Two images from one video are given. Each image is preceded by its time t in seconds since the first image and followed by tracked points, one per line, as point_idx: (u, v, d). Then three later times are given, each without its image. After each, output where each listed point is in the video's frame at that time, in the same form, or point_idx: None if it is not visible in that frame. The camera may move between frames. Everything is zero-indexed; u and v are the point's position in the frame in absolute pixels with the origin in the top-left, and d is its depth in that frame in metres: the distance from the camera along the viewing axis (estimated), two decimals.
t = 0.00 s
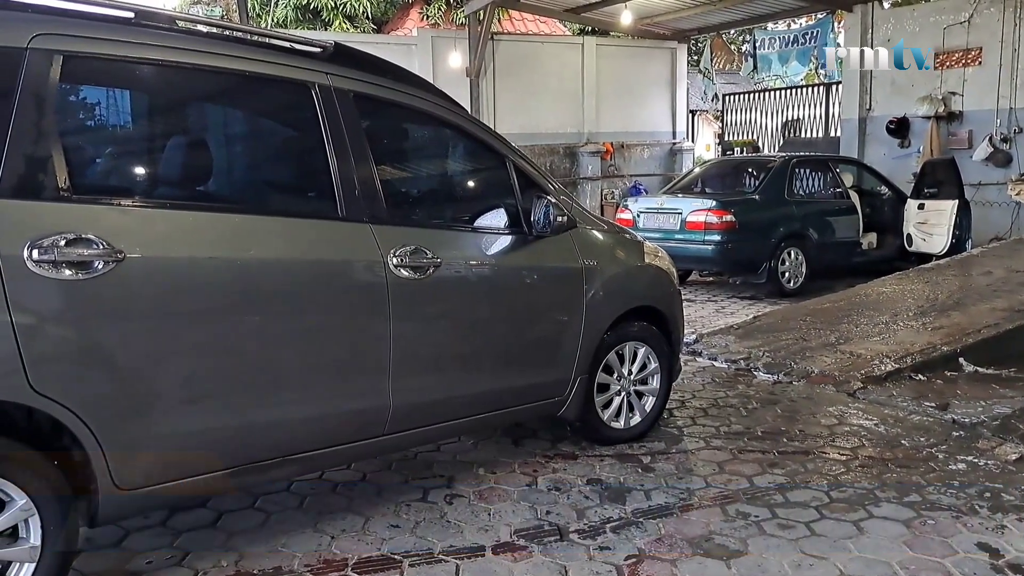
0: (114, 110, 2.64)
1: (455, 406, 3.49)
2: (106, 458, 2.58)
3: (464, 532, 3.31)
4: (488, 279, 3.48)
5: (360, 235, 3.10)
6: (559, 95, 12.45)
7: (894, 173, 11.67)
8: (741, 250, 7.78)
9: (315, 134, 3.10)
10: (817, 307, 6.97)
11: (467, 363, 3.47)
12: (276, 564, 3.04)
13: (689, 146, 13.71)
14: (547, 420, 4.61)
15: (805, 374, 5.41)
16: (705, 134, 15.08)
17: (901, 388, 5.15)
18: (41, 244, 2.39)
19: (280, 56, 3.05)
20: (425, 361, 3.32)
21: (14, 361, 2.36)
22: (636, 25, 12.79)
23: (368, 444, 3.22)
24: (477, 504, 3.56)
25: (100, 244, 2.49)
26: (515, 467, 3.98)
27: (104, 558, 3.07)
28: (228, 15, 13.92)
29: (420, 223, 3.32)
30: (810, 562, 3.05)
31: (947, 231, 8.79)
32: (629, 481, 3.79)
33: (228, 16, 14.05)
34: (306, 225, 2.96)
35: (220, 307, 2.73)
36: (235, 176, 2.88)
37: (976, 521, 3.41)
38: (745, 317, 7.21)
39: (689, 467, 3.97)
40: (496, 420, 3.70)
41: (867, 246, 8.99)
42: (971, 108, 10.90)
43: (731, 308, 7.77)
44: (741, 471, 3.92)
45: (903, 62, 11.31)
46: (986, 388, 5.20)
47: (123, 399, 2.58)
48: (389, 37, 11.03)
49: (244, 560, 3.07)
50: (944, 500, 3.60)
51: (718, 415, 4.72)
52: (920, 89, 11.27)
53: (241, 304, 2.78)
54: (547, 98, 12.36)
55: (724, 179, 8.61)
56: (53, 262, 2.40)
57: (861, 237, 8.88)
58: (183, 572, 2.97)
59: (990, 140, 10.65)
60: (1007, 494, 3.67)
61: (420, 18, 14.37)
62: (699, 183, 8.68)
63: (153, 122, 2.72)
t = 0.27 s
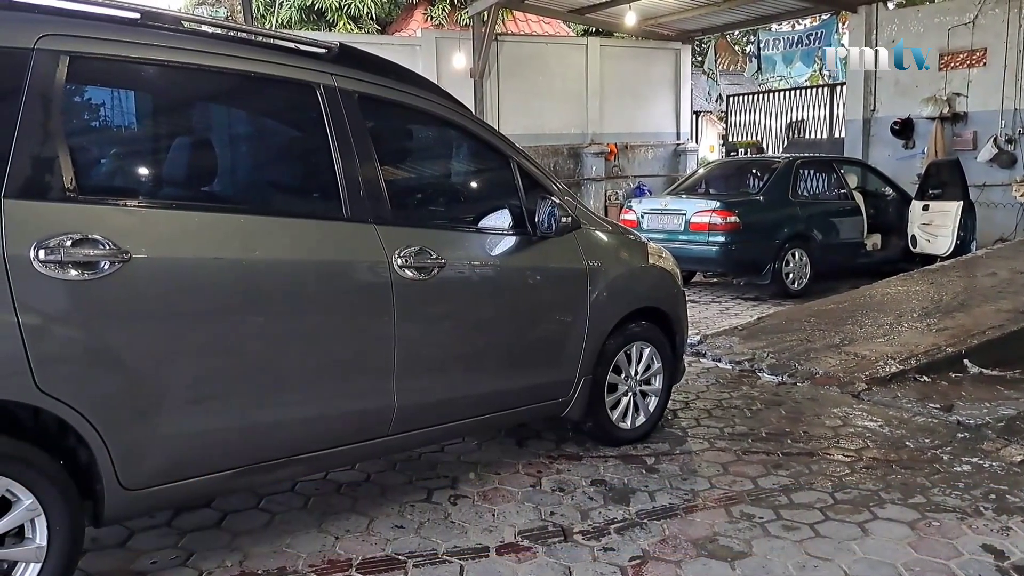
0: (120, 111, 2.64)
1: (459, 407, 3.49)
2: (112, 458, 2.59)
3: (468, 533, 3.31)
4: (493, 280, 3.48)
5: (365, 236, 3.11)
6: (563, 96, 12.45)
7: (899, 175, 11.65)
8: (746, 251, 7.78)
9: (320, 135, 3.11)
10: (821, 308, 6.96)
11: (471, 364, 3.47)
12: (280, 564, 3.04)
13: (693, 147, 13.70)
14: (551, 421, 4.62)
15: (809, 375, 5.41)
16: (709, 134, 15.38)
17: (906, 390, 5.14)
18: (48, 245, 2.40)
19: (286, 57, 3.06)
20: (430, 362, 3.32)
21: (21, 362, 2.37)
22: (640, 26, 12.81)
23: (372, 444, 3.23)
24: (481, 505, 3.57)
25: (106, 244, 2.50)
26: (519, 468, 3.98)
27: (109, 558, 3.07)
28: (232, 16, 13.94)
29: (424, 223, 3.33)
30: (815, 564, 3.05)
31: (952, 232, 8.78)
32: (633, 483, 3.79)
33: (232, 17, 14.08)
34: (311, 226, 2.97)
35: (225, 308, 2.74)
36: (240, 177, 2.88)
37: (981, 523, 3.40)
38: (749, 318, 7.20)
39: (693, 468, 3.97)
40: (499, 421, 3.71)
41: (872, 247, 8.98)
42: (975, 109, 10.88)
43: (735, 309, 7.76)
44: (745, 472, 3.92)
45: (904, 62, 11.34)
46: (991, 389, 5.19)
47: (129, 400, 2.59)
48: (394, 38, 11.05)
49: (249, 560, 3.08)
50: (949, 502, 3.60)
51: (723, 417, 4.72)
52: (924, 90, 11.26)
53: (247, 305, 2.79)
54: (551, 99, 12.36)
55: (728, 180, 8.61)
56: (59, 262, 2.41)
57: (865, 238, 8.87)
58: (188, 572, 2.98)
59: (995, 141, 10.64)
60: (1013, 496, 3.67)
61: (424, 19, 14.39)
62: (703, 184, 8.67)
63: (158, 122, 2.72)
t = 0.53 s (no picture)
0: (125, 112, 2.65)
1: (464, 408, 3.49)
2: (119, 457, 2.59)
3: (473, 534, 3.31)
4: (497, 281, 3.48)
5: (371, 237, 3.11)
6: (568, 96, 12.44)
7: (905, 176, 11.62)
8: (751, 252, 7.77)
9: (326, 136, 3.11)
10: (825, 309, 6.94)
11: (476, 365, 3.48)
12: (286, 564, 3.05)
13: (698, 148, 13.68)
14: (555, 422, 4.62)
15: (814, 376, 5.40)
16: (716, 135, 15.04)
17: (911, 392, 5.13)
18: (55, 245, 2.41)
19: (293, 58, 3.07)
20: (434, 362, 3.32)
21: (30, 361, 2.37)
22: (645, 27, 12.83)
23: (377, 445, 3.23)
24: (485, 506, 3.57)
25: (113, 244, 2.51)
26: (523, 469, 3.98)
27: (115, 557, 3.08)
28: (237, 17, 13.99)
29: (429, 224, 3.33)
30: (820, 566, 3.04)
31: (957, 234, 8.76)
32: (638, 484, 3.78)
33: (238, 18, 14.11)
34: (317, 227, 2.97)
35: (232, 308, 2.74)
36: (245, 178, 2.89)
37: (987, 525, 3.39)
38: (753, 319, 7.19)
39: (698, 469, 3.97)
40: (503, 421, 3.71)
41: (877, 248, 8.96)
42: (981, 110, 10.86)
43: (740, 311, 7.75)
44: (750, 474, 3.91)
45: (904, 62, 11.37)
46: (997, 391, 5.18)
47: (136, 399, 2.59)
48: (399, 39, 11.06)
49: (254, 560, 3.08)
50: (955, 504, 3.59)
51: (728, 418, 4.71)
52: (930, 91, 11.23)
53: (253, 305, 2.79)
54: (555, 100, 12.36)
55: (732, 182, 8.60)
56: (67, 263, 2.42)
57: (870, 240, 8.86)
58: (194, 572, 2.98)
59: (1000, 143, 10.60)
60: (1019, 498, 3.65)
61: (429, 20, 14.41)
62: (708, 185, 8.66)
63: (164, 122, 2.73)
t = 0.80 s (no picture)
0: (126, 112, 2.64)
1: (467, 408, 3.49)
2: (128, 456, 2.59)
3: (475, 534, 3.31)
4: (501, 281, 3.49)
5: (377, 237, 3.11)
6: (570, 97, 12.45)
7: (907, 177, 11.61)
8: (753, 253, 7.76)
9: (329, 137, 3.11)
10: (827, 310, 6.94)
11: (479, 365, 3.47)
12: (288, 565, 3.05)
13: (700, 149, 13.65)
14: (557, 423, 4.62)
15: (817, 378, 5.39)
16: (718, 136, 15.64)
17: (914, 393, 5.12)
18: (65, 245, 2.41)
19: (299, 59, 3.08)
20: (437, 363, 3.32)
21: (39, 360, 2.37)
22: (648, 28, 12.83)
23: (380, 445, 3.23)
24: (488, 507, 3.57)
25: (122, 244, 2.51)
26: (525, 470, 3.98)
27: (118, 557, 3.09)
28: (239, 17, 14.00)
29: (432, 225, 3.33)
30: (822, 568, 3.04)
31: (959, 235, 8.75)
32: (640, 485, 3.78)
33: (240, 19, 14.12)
34: (322, 227, 2.97)
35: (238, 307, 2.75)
36: (249, 178, 2.89)
37: (989, 527, 3.39)
38: (755, 320, 7.18)
39: (700, 471, 3.96)
40: (506, 422, 3.71)
41: (879, 249, 8.95)
42: (983, 111, 10.85)
43: (742, 312, 7.74)
44: (752, 475, 3.91)
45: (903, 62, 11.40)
46: (999, 393, 5.17)
47: (144, 398, 2.60)
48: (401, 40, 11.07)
49: (256, 560, 3.08)
50: (957, 505, 3.58)
51: (730, 419, 4.71)
52: (932, 92, 11.22)
53: (260, 304, 2.80)
54: (557, 101, 12.36)
55: (734, 182, 8.59)
56: (76, 262, 2.42)
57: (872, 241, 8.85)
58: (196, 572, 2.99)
59: (1003, 143, 10.59)
60: (1022, 500, 3.65)
61: (431, 21, 14.42)
62: (710, 185, 8.65)
63: (168, 122, 2.73)
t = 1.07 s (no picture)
0: (128, 112, 2.60)
1: (471, 408, 3.48)
2: (147, 453, 2.59)
3: (476, 535, 3.31)
4: (507, 282, 3.49)
5: (386, 237, 3.12)
6: (571, 98, 12.44)
7: (908, 178, 11.59)
8: (755, 253, 7.76)
9: (335, 137, 3.10)
10: (829, 311, 6.93)
11: (484, 365, 3.47)
12: (288, 565, 3.05)
13: (702, 149, 13.63)
14: (557, 424, 4.62)
15: (818, 378, 5.39)
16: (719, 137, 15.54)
17: (915, 394, 5.11)
18: (88, 246, 2.41)
19: (310, 60, 3.08)
20: (440, 364, 3.32)
21: (61, 359, 2.37)
22: (650, 28, 12.82)
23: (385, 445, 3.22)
24: (489, 507, 3.57)
25: (142, 244, 2.52)
26: (526, 471, 3.97)
27: (119, 558, 3.09)
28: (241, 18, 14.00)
29: (436, 225, 3.32)
30: (824, 568, 3.04)
31: (961, 235, 8.75)
32: (642, 486, 3.78)
33: (242, 19, 14.13)
34: (332, 227, 2.98)
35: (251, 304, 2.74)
36: (255, 179, 2.88)
37: (991, 528, 3.38)
38: (757, 321, 7.18)
39: (702, 471, 3.96)
40: (510, 422, 3.71)
41: (881, 250, 8.95)
42: (985, 111, 10.84)
43: (744, 312, 7.73)
44: (754, 476, 3.91)
45: (903, 62, 11.41)
46: (1001, 393, 5.16)
47: (163, 395, 2.60)
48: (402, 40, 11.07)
49: (257, 561, 3.08)
50: (959, 506, 3.58)
51: (731, 420, 4.71)
52: (934, 92, 11.21)
53: (274, 301, 2.80)
54: (559, 101, 12.37)
55: (736, 183, 8.58)
56: (97, 262, 2.42)
57: (874, 241, 8.84)
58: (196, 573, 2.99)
59: (1004, 144, 10.58)
60: None
61: (433, 21, 14.43)
62: (712, 186, 8.65)
63: (178, 122, 2.71)
